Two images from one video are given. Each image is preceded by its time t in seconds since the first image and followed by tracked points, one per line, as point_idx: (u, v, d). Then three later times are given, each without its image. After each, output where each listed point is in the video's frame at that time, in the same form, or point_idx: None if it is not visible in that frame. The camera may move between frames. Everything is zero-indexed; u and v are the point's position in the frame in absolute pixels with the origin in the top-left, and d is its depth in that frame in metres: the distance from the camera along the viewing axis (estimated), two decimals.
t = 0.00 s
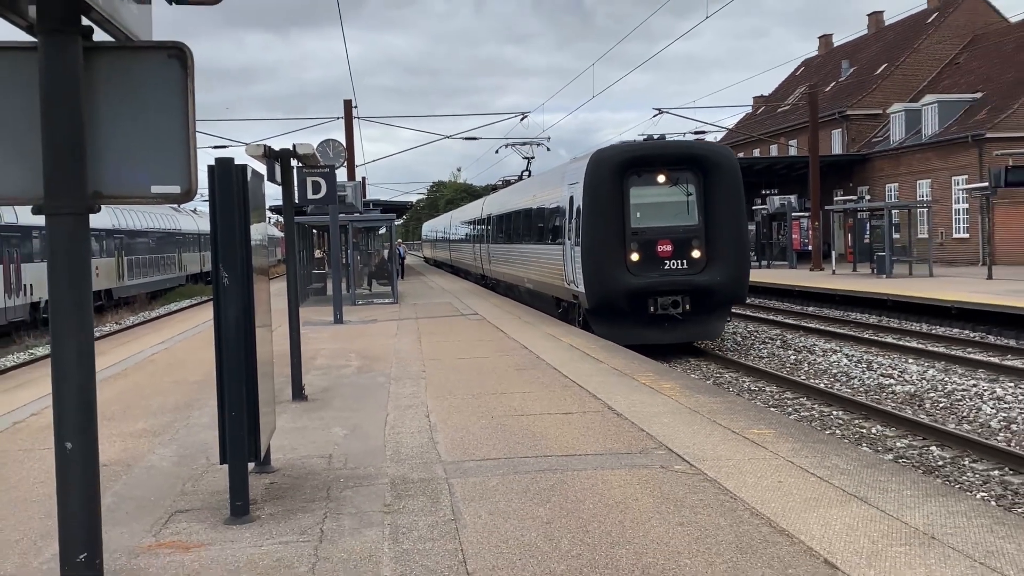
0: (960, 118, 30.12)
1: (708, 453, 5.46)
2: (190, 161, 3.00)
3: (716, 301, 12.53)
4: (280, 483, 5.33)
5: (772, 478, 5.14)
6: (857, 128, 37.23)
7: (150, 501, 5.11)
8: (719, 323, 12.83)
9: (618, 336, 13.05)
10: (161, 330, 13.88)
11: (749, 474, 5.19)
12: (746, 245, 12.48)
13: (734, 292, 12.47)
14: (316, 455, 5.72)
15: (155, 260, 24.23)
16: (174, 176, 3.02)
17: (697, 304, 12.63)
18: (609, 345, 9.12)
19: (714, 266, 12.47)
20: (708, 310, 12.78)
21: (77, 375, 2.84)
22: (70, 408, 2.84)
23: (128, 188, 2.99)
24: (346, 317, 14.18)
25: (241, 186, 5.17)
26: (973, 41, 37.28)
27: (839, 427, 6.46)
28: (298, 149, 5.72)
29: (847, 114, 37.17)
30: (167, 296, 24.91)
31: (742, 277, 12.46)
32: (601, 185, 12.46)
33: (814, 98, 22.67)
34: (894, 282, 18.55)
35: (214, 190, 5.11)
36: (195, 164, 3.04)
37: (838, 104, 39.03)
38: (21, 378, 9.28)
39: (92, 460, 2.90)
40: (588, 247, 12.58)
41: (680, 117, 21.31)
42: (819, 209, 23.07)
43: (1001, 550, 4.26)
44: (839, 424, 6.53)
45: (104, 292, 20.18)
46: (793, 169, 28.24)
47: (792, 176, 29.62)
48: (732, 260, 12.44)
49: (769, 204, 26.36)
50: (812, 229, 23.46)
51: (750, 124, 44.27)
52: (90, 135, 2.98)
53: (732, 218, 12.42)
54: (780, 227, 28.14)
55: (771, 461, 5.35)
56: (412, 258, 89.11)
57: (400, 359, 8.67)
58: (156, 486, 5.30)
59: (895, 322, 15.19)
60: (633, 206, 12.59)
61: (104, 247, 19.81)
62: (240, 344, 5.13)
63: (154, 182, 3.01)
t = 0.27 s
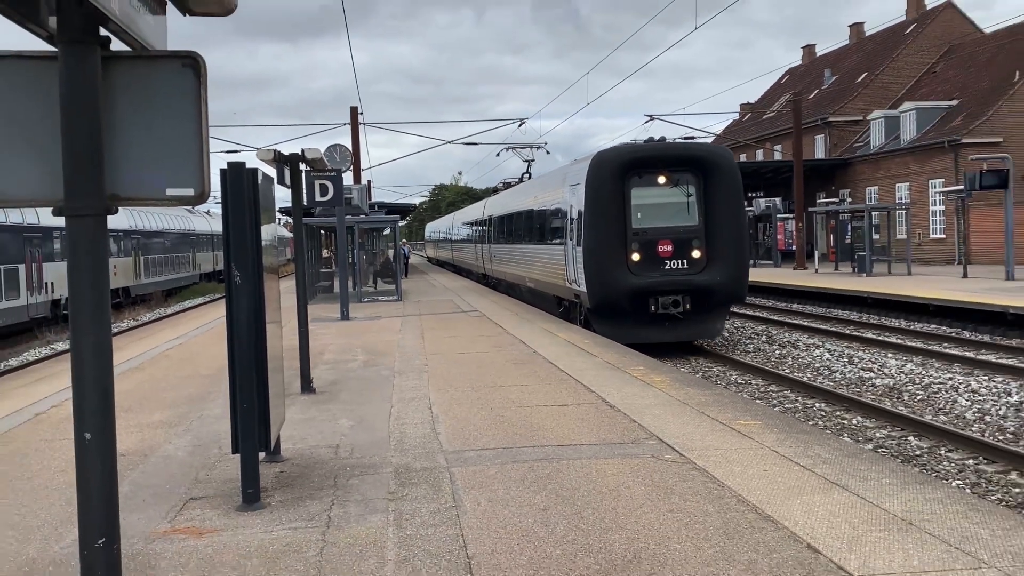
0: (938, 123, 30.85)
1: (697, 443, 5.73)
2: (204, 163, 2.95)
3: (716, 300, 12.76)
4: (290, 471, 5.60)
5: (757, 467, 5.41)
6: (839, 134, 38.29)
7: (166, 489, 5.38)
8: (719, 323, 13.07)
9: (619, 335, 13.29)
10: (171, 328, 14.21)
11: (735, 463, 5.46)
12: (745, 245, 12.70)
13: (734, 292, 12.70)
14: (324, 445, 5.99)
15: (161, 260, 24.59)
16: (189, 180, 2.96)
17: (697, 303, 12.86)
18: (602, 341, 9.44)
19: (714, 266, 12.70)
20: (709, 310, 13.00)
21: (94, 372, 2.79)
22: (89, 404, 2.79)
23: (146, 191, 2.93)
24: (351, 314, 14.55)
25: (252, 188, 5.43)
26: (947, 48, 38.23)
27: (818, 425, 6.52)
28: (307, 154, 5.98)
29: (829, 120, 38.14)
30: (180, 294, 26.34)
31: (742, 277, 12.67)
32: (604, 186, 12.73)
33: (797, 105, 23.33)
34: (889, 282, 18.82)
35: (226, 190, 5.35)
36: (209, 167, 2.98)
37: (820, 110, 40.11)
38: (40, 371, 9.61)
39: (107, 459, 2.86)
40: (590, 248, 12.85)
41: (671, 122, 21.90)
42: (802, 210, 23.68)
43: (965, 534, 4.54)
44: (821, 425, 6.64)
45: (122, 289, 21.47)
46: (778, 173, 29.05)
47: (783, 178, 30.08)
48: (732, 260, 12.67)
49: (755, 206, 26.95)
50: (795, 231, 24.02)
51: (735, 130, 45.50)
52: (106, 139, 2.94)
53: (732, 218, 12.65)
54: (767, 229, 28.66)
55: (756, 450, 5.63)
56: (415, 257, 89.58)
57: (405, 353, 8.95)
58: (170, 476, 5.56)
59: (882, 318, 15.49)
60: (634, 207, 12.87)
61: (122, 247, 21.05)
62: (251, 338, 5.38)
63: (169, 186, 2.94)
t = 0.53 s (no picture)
0: (894, 139, 34.44)
1: (677, 426, 6.36)
2: (235, 172, 3.19)
3: (707, 299, 13.38)
4: (311, 451, 6.23)
5: (731, 446, 6.03)
6: (806, 148, 42.22)
7: (200, 467, 5.99)
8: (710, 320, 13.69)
9: (616, 332, 13.92)
10: (192, 328, 14.93)
11: (711, 444, 6.08)
12: (734, 248, 13.30)
13: (723, 291, 13.33)
14: (342, 428, 6.61)
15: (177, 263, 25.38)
16: (221, 188, 3.19)
17: (689, 303, 13.47)
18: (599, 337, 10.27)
19: (704, 267, 13.31)
20: (700, 308, 13.63)
21: (135, 360, 3.01)
22: (130, 389, 3.01)
23: (182, 200, 3.15)
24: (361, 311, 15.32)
25: (277, 196, 6.03)
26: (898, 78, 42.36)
27: (787, 407, 7.33)
28: (327, 165, 6.60)
29: (797, 135, 42.05)
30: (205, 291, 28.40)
31: (731, 277, 13.31)
32: (601, 193, 13.34)
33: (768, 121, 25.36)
34: (882, 283, 19.43)
35: (254, 201, 5.97)
36: (239, 176, 3.22)
37: (789, 125, 43.77)
38: (79, 364, 10.42)
39: (146, 438, 3.05)
40: (588, 250, 13.49)
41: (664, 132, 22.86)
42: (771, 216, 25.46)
43: (919, 513, 5.08)
44: (787, 406, 7.38)
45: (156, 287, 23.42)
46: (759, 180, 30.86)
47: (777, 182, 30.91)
48: (722, 261, 13.28)
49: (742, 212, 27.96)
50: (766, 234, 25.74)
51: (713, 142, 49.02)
52: (145, 150, 3.15)
53: (722, 223, 13.24)
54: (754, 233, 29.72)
55: (730, 432, 6.26)
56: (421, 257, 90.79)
57: (415, 345, 9.61)
58: (204, 455, 6.19)
59: (865, 319, 16.20)
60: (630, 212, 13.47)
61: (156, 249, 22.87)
62: (275, 332, 5.97)
63: (202, 194, 3.18)
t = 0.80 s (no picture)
0: (845, 158, 36.94)
1: (656, 406, 7.39)
2: (272, 185, 3.48)
3: (693, 298, 14.28)
4: (337, 428, 7.13)
5: (700, 421, 6.98)
6: (767, 166, 43.90)
7: (239, 439, 6.90)
8: (694, 317, 14.64)
9: (610, 328, 14.83)
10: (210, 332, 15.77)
11: (684, 419, 6.99)
12: (717, 251, 14.23)
13: (707, 291, 14.25)
14: (365, 411, 7.54)
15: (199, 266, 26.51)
16: (257, 199, 3.48)
17: (677, 302, 14.38)
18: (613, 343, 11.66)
19: (691, 268, 14.21)
20: (686, 305, 14.57)
21: (184, 351, 3.29)
22: (179, 377, 3.30)
23: (225, 209, 3.41)
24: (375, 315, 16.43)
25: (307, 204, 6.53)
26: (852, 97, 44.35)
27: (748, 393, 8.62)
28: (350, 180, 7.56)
29: (760, 153, 43.78)
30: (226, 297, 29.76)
31: (714, 277, 14.22)
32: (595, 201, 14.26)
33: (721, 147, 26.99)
34: (874, 287, 20.30)
35: (288, 213, 6.42)
36: (274, 188, 3.51)
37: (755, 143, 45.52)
38: (125, 364, 11.56)
39: (194, 419, 3.36)
40: (583, 254, 14.40)
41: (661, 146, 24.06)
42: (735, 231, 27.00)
43: (876, 467, 5.56)
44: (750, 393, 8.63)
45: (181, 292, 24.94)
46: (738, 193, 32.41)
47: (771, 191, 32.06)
48: (707, 264, 14.20)
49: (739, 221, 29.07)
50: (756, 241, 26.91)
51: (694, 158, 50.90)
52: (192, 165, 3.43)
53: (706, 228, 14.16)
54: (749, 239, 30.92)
55: (702, 411, 7.25)
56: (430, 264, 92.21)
57: (430, 351, 10.66)
58: (243, 433, 7.09)
59: (863, 320, 17.13)
60: (621, 218, 14.38)
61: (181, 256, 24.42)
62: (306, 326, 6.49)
63: (242, 204, 3.45)
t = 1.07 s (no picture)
0: (844, 156, 37.06)
1: (656, 404, 7.40)
2: (274, 183, 3.48)
3: (704, 298, 14.02)
4: (337, 426, 7.13)
5: (700, 418, 7.00)
6: (766, 164, 43.91)
7: (239, 437, 6.90)
8: (705, 316, 14.37)
9: (619, 329, 14.57)
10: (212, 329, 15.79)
11: (683, 417, 7.00)
12: (729, 249, 13.97)
13: (719, 290, 13.99)
14: (365, 409, 7.54)
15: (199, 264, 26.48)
16: (258, 196, 3.48)
17: (687, 301, 14.12)
18: (611, 341, 11.71)
19: (701, 267, 13.95)
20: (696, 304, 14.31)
21: (185, 346, 3.29)
22: (180, 371, 3.30)
23: (225, 207, 3.42)
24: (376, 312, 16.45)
25: (309, 203, 6.46)
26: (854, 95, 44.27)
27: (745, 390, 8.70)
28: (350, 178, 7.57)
29: (759, 151, 43.83)
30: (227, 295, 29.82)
31: (727, 276, 13.96)
32: (605, 198, 13.89)
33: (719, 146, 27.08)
34: (876, 285, 20.29)
35: (288, 213, 6.38)
36: (275, 186, 3.52)
37: (754, 141, 45.64)
38: (127, 361, 11.58)
39: (195, 414, 3.36)
40: (592, 253, 14.07)
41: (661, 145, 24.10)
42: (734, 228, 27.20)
43: (874, 465, 5.57)
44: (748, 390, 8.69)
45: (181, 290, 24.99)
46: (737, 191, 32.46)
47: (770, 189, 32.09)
48: (719, 262, 13.94)
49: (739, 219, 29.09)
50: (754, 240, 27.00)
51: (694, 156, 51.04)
52: (193, 164, 3.43)
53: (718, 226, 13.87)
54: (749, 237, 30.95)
55: (701, 408, 7.28)
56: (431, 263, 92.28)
57: (430, 348, 10.74)
58: (243, 430, 7.12)
59: (864, 319, 17.13)
60: (631, 216, 14.05)
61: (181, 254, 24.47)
62: (305, 321, 6.48)
63: (243, 202, 3.46)
